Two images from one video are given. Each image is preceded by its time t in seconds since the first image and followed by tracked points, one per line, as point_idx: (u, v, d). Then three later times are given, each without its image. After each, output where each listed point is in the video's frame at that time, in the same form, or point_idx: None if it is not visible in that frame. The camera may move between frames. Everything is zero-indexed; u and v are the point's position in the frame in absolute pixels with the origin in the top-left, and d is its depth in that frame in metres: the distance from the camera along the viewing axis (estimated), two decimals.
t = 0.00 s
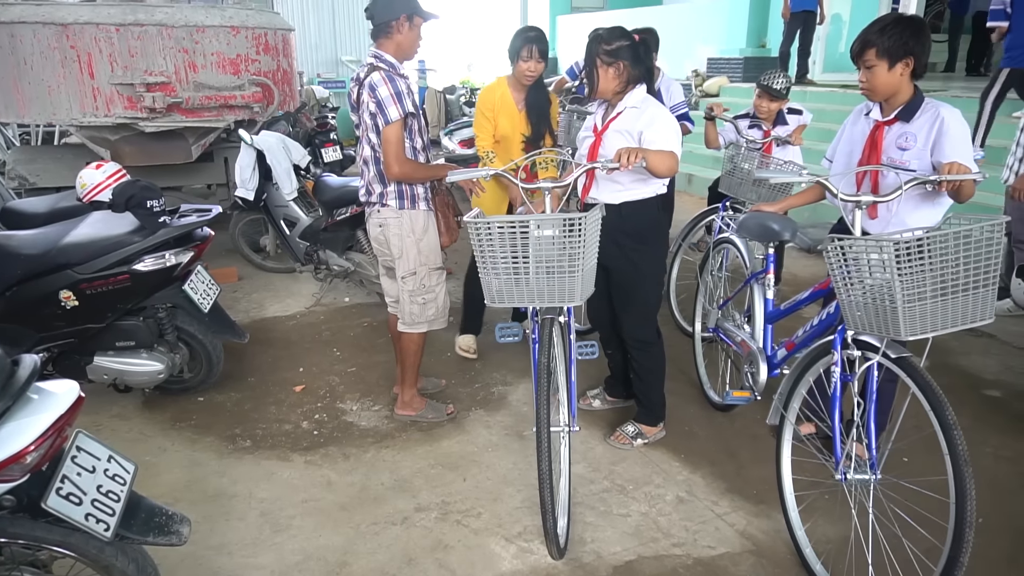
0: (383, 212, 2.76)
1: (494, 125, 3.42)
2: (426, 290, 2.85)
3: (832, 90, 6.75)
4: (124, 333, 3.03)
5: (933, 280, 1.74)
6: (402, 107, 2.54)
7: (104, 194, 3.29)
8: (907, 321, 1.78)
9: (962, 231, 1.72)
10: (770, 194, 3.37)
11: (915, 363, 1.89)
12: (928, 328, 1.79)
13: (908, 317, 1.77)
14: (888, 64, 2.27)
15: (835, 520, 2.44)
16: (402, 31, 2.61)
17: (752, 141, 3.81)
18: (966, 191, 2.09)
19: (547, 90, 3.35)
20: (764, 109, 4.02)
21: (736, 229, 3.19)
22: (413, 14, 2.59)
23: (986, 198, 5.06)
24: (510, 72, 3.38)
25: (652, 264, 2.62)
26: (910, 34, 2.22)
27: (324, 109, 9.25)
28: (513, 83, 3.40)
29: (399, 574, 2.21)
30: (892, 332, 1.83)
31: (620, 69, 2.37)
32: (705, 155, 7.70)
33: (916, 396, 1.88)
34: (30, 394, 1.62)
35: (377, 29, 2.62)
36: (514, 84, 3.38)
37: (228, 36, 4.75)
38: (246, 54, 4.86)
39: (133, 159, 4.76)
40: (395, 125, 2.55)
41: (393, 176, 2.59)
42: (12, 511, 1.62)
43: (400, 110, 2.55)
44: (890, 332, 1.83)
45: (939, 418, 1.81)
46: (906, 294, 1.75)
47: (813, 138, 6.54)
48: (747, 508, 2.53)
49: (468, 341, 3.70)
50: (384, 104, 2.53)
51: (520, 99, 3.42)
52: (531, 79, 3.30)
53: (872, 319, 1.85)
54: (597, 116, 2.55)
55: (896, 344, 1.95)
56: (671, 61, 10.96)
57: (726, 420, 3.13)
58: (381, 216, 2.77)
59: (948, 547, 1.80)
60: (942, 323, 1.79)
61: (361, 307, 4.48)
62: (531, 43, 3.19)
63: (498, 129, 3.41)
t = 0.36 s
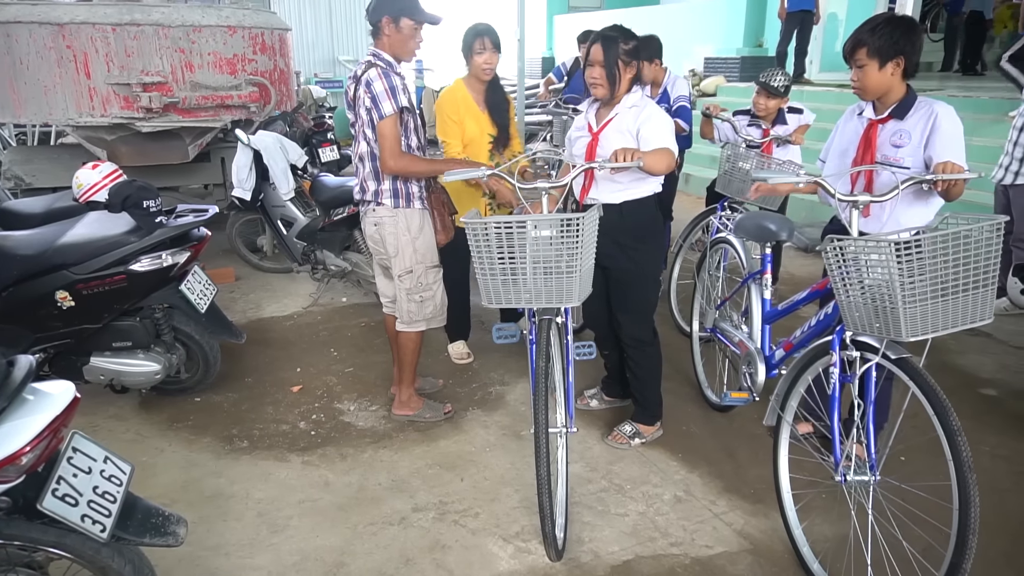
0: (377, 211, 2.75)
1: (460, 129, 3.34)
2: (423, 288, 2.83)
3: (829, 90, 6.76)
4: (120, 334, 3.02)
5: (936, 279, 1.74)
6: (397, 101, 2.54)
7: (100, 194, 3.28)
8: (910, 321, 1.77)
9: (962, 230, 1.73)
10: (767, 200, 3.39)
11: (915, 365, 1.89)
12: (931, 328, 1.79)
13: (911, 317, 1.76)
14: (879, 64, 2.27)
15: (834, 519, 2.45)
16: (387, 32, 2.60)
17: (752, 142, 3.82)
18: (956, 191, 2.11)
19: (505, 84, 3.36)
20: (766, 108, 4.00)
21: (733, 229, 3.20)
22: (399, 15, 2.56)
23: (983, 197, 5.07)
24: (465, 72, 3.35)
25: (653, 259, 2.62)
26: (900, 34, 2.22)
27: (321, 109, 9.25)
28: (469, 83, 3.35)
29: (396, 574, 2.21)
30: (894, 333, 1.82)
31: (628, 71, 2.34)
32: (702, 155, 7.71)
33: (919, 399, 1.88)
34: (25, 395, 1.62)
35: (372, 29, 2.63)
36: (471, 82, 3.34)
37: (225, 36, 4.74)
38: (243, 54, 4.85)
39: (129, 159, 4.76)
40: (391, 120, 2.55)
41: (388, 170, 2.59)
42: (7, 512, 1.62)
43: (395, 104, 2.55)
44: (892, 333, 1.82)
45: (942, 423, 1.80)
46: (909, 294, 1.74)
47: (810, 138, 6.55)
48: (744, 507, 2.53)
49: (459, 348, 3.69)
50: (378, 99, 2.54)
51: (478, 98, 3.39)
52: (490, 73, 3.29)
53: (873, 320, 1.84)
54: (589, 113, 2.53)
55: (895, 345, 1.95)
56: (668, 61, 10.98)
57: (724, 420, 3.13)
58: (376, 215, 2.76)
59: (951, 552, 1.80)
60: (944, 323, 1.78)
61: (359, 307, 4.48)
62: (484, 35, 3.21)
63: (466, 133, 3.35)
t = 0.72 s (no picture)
0: (355, 208, 2.77)
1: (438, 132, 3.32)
2: (391, 291, 2.79)
3: (825, 90, 6.78)
4: (116, 335, 3.01)
5: (931, 279, 1.74)
6: (376, 98, 2.53)
7: (96, 195, 3.27)
8: (908, 322, 1.76)
9: (957, 230, 1.73)
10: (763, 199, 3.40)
11: (914, 365, 1.89)
12: (929, 328, 1.78)
13: (908, 318, 1.76)
14: (863, 74, 2.28)
15: (832, 519, 2.45)
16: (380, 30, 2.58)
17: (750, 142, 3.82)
18: (942, 190, 2.12)
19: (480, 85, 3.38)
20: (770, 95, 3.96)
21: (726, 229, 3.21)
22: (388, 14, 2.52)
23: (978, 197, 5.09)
24: (443, 73, 3.36)
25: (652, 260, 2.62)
26: (885, 41, 2.22)
27: (318, 109, 9.24)
28: (446, 84, 3.35)
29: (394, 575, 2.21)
30: (892, 334, 1.81)
31: (628, 70, 2.34)
32: (699, 155, 7.71)
33: (919, 400, 1.88)
34: (21, 396, 1.61)
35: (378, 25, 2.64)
36: (448, 83, 3.34)
37: (222, 36, 4.73)
38: (239, 55, 4.84)
39: (125, 160, 4.74)
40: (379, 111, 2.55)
41: (376, 159, 2.55)
42: (3, 514, 1.61)
43: (377, 101, 2.53)
44: (890, 333, 1.81)
45: (945, 425, 1.80)
46: (906, 294, 1.74)
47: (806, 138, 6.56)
48: (742, 507, 2.53)
49: (457, 347, 3.68)
50: (359, 94, 2.55)
51: (456, 99, 3.38)
52: (467, 73, 3.30)
53: (871, 322, 1.84)
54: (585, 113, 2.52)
55: (892, 345, 1.95)
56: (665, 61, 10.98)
57: (721, 420, 3.13)
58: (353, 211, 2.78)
59: (955, 553, 1.80)
60: (941, 323, 1.79)
61: (356, 308, 4.47)
62: (458, 35, 3.22)
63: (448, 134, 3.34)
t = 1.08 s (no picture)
0: (350, 211, 2.77)
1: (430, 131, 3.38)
2: (375, 300, 2.78)
3: (821, 89, 6.79)
4: (112, 335, 3.00)
5: (927, 277, 1.74)
6: (364, 105, 2.52)
7: (92, 195, 3.26)
8: (905, 320, 1.77)
9: (952, 229, 1.73)
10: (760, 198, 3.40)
11: (910, 363, 1.90)
12: (925, 326, 1.79)
13: (905, 317, 1.76)
14: (871, 70, 2.27)
15: (829, 517, 2.45)
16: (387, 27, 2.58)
17: (750, 142, 3.83)
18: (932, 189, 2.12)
19: (480, 85, 3.37)
20: (768, 84, 3.96)
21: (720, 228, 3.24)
22: (393, 10, 2.51)
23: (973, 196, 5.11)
24: (442, 76, 3.39)
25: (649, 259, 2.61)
26: (895, 39, 2.22)
27: (314, 109, 9.23)
28: (447, 86, 3.39)
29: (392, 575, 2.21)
30: (888, 332, 1.82)
31: (639, 70, 2.34)
32: (696, 155, 7.72)
33: (916, 397, 1.89)
34: (18, 397, 1.61)
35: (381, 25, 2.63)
36: (448, 85, 3.38)
37: (218, 36, 4.73)
38: (236, 54, 4.83)
39: (122, 160, 4.73)
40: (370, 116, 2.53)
41: (359, 167, 2.50)
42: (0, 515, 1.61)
43: (366, 108, 2.52)
44: (887, 332, 1.82)
45: (942, 421, 1.81)
46: (902, 293, 1.74)
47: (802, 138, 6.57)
48: (740, 506, 2.54)
49: (455, 346, 3.67)
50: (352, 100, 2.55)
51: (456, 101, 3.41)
52: (466, 77, 3.32)
53: (867, 320, 1.85)
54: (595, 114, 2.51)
55: (890, 344, 1.95)
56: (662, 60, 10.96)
57: (718, 419, 3.13)
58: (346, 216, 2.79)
59: (955, 550, 1.81)
60: (936, 321, 1.79)
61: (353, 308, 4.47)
62: (458, 39, 3.25)
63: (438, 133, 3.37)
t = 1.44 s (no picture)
0: (345, 214, 2.77)
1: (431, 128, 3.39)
2: (372, 304, 2.79)
3: (818, 89, 6.80)
4: (109, 336, 2.99)
5: (927, 277, 1.74)
6: (359, 103, 2.53)
7: (88, 196, 3.26)
8: (905, 320, 1.76)
9: (951, 228, 1.73)
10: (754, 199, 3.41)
11: (909, 362, 1.90)
12: (924, 325, 1.79)
13: (906, 317, 1.76)
14: (879, 68, 2.27)
15: (827, 517, 2.45)
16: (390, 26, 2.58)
17: (746, 142, 3.83)
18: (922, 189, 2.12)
19: (486, 86, 3.33)
20: (764, 83, 3.96)
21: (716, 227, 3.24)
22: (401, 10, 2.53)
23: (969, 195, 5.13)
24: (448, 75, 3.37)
25: (650, 261, 2.58)
26: (900, 38, 2.22)
27: (311, 110, 9.21)
28: (452, 86, 3.36)
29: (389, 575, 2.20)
30: (888, 332, 1.81)
31: (654, 71, 2.28)
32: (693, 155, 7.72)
33: (917, 398, 1.89)
34: (14, 398, 1.60)
35: (381, 24, 2.62)
36: (453, 86, 3.35)
37: (214, 36, 4.72)
38: (232, 55, 4.83)
39: (118, 160, 4.71)
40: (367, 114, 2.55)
41: (357, 161, 2.50)
42: None
43: (361, 106, 2.53)
44: (887, 331, 1.81)
45: (944, 422, 1.82)
46: (901, 293, 1.74)
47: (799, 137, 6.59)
48: (737, 506, 2.54)
49: (453, 346, 3.67)
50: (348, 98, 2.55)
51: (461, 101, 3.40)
52: (471, 80, 3.29)
53: (866, 319, 1.84)
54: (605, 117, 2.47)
55: (889, 344, 1.95)
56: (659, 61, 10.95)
57: (716, 419, 3.14)
58: (341, 219, 2.78)
59: (958, 550, 1.81)
60: (935, 320, 1.80)
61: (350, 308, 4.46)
62: (469, 42, 3.20)
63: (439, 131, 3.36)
